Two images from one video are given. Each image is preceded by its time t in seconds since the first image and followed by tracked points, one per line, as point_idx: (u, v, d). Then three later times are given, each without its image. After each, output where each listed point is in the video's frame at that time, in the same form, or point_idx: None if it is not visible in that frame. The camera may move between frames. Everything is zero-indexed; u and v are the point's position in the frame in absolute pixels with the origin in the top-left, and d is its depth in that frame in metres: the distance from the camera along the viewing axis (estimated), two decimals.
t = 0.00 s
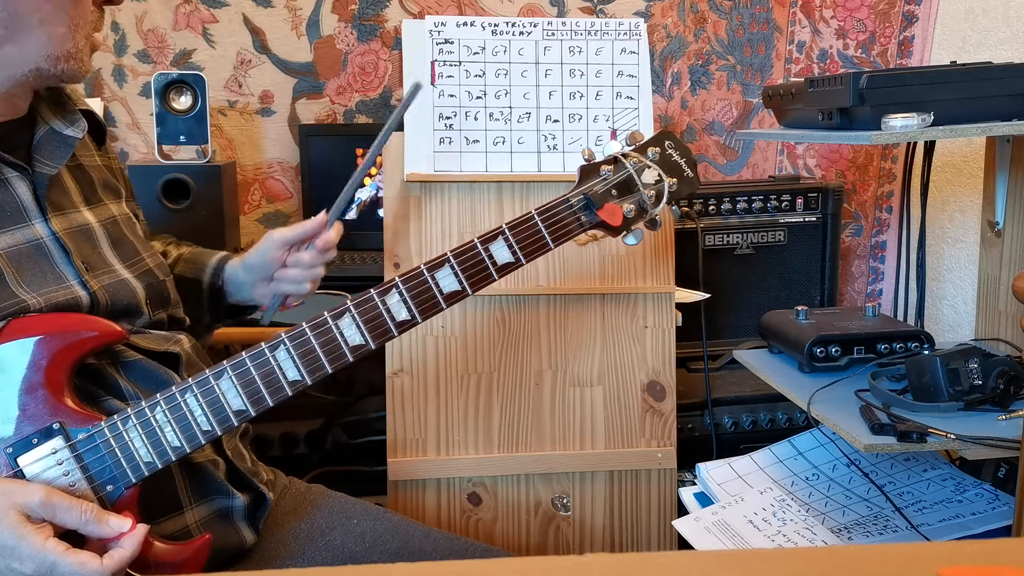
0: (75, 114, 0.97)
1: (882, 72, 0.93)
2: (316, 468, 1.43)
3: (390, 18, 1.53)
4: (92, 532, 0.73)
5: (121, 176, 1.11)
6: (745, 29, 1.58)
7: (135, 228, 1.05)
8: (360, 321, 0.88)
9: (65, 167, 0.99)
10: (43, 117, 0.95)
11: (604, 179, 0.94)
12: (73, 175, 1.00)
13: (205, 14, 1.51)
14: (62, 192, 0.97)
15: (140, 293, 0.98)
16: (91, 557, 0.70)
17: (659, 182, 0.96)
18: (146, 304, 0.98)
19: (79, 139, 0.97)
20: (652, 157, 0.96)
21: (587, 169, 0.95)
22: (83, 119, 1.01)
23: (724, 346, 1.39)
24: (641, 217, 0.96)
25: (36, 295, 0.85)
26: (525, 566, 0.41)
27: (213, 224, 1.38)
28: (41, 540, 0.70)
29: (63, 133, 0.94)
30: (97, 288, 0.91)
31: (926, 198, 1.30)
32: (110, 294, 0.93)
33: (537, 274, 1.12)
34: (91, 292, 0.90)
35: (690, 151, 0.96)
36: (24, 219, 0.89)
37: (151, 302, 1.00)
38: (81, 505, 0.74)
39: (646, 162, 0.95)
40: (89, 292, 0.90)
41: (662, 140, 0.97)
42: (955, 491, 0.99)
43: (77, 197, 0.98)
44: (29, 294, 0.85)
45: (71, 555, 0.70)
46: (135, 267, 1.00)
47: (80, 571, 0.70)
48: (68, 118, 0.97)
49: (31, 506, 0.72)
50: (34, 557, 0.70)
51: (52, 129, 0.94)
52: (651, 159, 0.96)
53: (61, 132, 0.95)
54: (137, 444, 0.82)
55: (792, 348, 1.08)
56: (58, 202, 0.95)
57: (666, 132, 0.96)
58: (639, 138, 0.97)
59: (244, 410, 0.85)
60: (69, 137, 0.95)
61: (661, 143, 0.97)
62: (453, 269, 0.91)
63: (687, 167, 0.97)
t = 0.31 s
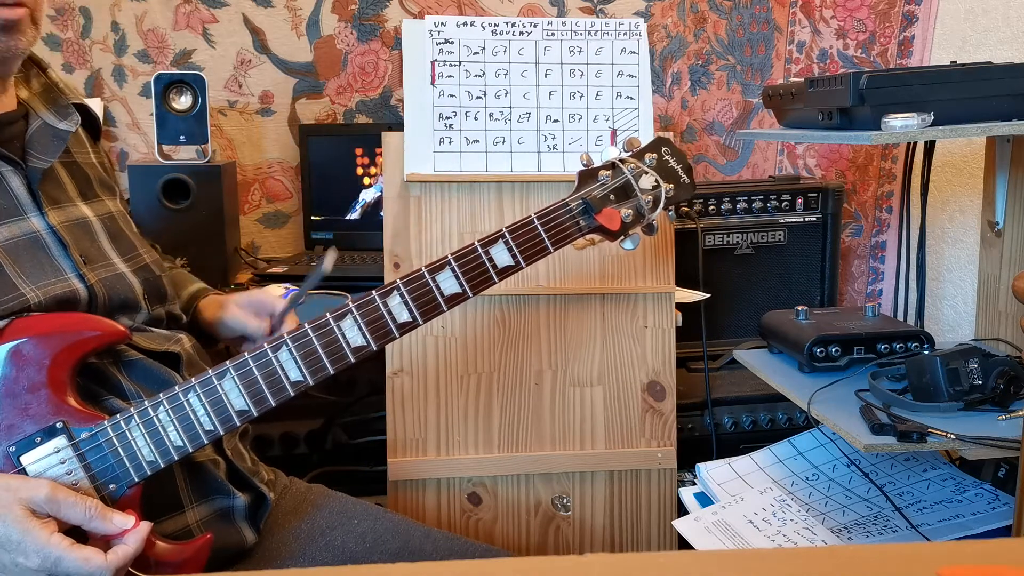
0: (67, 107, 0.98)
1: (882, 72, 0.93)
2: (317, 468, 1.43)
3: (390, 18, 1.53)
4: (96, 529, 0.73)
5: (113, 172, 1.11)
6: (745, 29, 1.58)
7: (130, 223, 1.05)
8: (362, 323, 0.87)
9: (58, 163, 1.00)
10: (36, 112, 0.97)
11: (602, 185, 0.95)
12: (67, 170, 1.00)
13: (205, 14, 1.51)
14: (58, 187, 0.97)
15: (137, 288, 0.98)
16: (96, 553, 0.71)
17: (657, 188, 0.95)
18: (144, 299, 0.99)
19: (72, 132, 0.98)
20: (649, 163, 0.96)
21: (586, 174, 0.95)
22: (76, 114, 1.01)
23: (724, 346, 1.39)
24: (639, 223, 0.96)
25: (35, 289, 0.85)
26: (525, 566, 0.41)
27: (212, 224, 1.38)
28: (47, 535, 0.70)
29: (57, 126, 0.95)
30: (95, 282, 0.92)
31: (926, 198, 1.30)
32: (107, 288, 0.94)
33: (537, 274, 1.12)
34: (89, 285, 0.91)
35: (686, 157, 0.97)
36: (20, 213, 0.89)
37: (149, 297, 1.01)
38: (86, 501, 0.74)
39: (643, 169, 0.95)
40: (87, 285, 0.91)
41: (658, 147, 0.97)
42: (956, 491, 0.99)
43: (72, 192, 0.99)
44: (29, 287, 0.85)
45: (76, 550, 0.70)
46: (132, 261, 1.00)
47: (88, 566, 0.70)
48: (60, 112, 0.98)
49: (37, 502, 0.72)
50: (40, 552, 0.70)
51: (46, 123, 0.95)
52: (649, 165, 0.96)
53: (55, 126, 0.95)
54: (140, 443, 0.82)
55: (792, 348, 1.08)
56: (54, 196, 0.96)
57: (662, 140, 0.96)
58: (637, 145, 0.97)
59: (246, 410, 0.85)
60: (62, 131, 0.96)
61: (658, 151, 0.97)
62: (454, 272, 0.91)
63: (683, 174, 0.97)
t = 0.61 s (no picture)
0: (48, 89, 0.98)
1: (882, 72, 0.93)
2: (316, 468, 1.43)
3: (390, 18, 1.53)
4: (97, 531, 0.73)
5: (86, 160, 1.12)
6: (745, 29, 1.58)
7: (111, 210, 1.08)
8: (365, 325, 0.88)
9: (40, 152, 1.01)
10: (19, 99, 0.96)
11: (609, 185, 0.95)
12: (52, 160, 1.02)
13: (205, 14, 1.51)
14: (44, 175, 0.99)
15: (127, 275, 1.01)
16: (97, 555, 0.70)
17: (664, 189, 0.95)
18: (134, 285, 1.02)
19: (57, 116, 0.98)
20: (657, 164, 0.96)
21: (592, 176, 0.95)
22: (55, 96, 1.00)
23: (724, 346, 1.39)
24: (646, 224, 0.95)
25: (33, 280, 0.87)
26: (524, 566, 0.41)
27: (212, 224, 1.38)
28: (49, 538, 0.70)
29: (41, 112, 0.96)
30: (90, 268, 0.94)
31: (926, 198, 1.30)
32: (102, 273, 0.96)
33: (537, 274, 1.12)
34: (86, 273, 0.92)
35: (693, 157, 0.97)
36: (13, 204, 0.91)
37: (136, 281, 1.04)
38: (87, 503, 0.74)
39: (651, 170, 0.95)
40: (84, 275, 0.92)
41: (667, 147, 0.97)
42: (956, 491, 0.99)
43: (59, 180, 1.01)
44: (28, 278, 0.86)
45: (77, 553, 0.70)
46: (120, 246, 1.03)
47: (89, 568, 0.70)
48: (42, 95, 0.97)
49: (38, 504, 0.72)
50: (41, 556, 0.70)
51: (30, 109, 0.96)
52: (656, 166, 0.96)
53: (39, 111, 0.96)
54: (142, 444, 0.82)
55: (792, 348, 1.08)
56: (43, 185, 0.98)
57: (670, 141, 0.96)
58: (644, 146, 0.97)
59: (249, 411, 0.85)
60: (47, 116, 0.96)
61: (666, 151, 0.97)
62: (459, 273, 0.91)
63: (691, 174, 0.97)
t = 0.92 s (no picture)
0: (18, 72, 0.92)
1: (882, 72, 0.93)
2: (317, 467, 1.43)
3: (390, 18, 1.53)
4: (102, 532, 0.73)
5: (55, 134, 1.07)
6: (745, 29, 1.58)
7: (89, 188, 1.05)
8: (370, 328, 0.87)
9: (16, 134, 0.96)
10: None
11: (615, 190, 0.95)
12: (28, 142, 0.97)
13: (205, 14, 1.51)
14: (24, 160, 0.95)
15: (116, 257, 1.00)
16: (102, 557, 0.70)
17: (669, 195, 0.96)
18: (123, 266, 1.01)
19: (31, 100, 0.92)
20: (661, 170, 0.97)
21: (597, 181, 0.96)
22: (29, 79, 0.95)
23: (724, 346, 1.39)
24: (650, 230, 0.95)
25: (30, 271, 0.86)
26: (524, 566, 0.41)
27: (212, 224, 1.38)
28: (54, 541, 0.70)
29: (14, 96, 0.90)
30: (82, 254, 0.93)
31: (926, 198, 1.30)
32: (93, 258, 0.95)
33: (537, 274, 1.12)
34: (78, 259, 0.91)
35: (699, 164, 0.97)
36: None
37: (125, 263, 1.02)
38: (91, 504, 0.74)
39: (656, 175, 0.95)
40: (77, 260, 0.91)
41: (672, 153, 0.98)
42: (955, 491, 0.99)
43: (39, 164, 0.97)
44: (23, 268, 0.85)
45: (82, 555, 0.70)
46: (104, 227, 1.01)
47: (94, 571, 0.70)
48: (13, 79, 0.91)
49: (42, 507, 0.72)
50: (46, 559, 0.70)
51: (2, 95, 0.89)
52: (661, 172, 0.97)
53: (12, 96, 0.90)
54: (147, 445, 0.82)
55: (792, 348, 1.08)
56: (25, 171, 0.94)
57: (675, 146, 0.97)
58: (650, 151, 0.98)
59: (253, 413, 0.85)
60: (21, 101, 0.90)
61: (671, 157, 0.98)
62: (464, 277, 0.91)
63: (697, 181, 0.97)
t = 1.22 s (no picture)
0: None
1: (882, 71, 0.93)
2: (317, 467, 1.43)
3: (390, 18, 1.53)
4: (92, 541, 0.73)
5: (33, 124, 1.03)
6: (745, 29, 1.58)
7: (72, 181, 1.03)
8: (362, 320, 0.87)
9: None
10: None
11: (612, 168, 0.94)
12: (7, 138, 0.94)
13: (205, 14, 1.51)
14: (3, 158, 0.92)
15: (102, 253, 0.99)
16: (90, 569, 0.70)
17: (669, 171, 0.95)
18: (111, 262, 1.00)
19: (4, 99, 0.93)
20: (660, 145, 0.95)
21: (595, 159, 0.95)
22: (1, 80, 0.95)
23: (724, 346, 1.39)
24: (649, 207, 0.96)
25: (15, 275, 0.85)
26: (524, 566, 0.41)
27: (212, 224, 1.38)
28: (42, 554, 0.71)
29: None
30: (69, 253, 0.92)
31: (926, 198, 1.30)
32: (80, 256, 0.94)
33: (537, 273, 1.12)
34: (65, 258, 0.91)
35: (699, 137, 0.96)
36: None
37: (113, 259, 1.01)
38: (80, 514, 0.73)
39: (655, 151, 0.95)
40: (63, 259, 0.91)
41: (671, 127, 0.96)
42: (955, 491, 0.99)
43: (20, 161, 0.94)
44: (8, 273, 0.85)
45: (71, 568, 0.70)
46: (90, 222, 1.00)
47: None
48: None
49: (30, 519, 0.72)
50: (36, 572, 0.71)
51: None
52: (660, 147, 0.95)
53: None
54: (137, 448, 0.82)
55: (792, 348, 1.08)
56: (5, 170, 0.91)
57: (675, 120, 0.95)
58: (648, 126, 0.96)
59: (245, 411, 0.85)
60: None
61: (670, 130, 0.96)
62: (457, 265, 0.90)
63: (697, 155, 0.96)
